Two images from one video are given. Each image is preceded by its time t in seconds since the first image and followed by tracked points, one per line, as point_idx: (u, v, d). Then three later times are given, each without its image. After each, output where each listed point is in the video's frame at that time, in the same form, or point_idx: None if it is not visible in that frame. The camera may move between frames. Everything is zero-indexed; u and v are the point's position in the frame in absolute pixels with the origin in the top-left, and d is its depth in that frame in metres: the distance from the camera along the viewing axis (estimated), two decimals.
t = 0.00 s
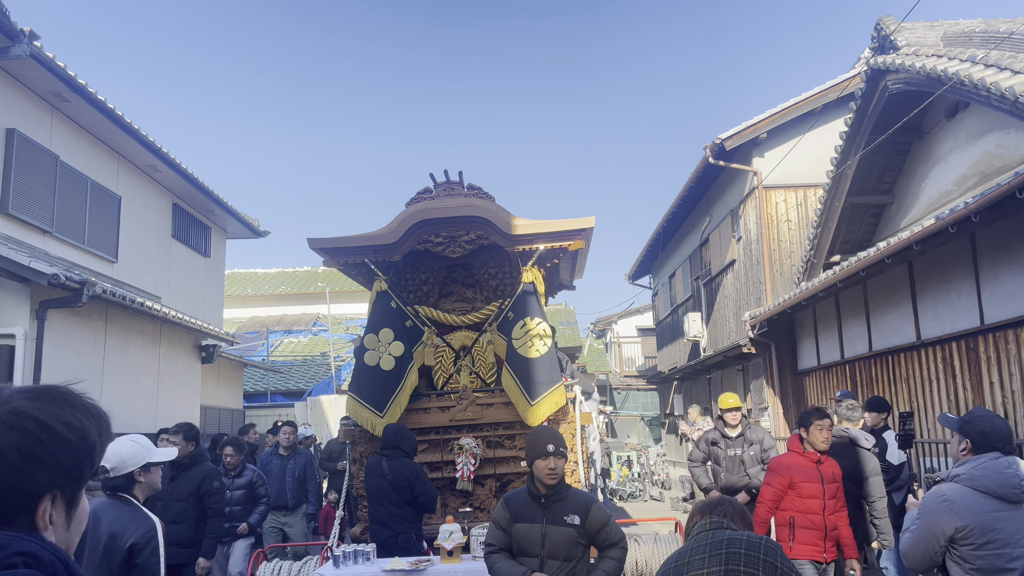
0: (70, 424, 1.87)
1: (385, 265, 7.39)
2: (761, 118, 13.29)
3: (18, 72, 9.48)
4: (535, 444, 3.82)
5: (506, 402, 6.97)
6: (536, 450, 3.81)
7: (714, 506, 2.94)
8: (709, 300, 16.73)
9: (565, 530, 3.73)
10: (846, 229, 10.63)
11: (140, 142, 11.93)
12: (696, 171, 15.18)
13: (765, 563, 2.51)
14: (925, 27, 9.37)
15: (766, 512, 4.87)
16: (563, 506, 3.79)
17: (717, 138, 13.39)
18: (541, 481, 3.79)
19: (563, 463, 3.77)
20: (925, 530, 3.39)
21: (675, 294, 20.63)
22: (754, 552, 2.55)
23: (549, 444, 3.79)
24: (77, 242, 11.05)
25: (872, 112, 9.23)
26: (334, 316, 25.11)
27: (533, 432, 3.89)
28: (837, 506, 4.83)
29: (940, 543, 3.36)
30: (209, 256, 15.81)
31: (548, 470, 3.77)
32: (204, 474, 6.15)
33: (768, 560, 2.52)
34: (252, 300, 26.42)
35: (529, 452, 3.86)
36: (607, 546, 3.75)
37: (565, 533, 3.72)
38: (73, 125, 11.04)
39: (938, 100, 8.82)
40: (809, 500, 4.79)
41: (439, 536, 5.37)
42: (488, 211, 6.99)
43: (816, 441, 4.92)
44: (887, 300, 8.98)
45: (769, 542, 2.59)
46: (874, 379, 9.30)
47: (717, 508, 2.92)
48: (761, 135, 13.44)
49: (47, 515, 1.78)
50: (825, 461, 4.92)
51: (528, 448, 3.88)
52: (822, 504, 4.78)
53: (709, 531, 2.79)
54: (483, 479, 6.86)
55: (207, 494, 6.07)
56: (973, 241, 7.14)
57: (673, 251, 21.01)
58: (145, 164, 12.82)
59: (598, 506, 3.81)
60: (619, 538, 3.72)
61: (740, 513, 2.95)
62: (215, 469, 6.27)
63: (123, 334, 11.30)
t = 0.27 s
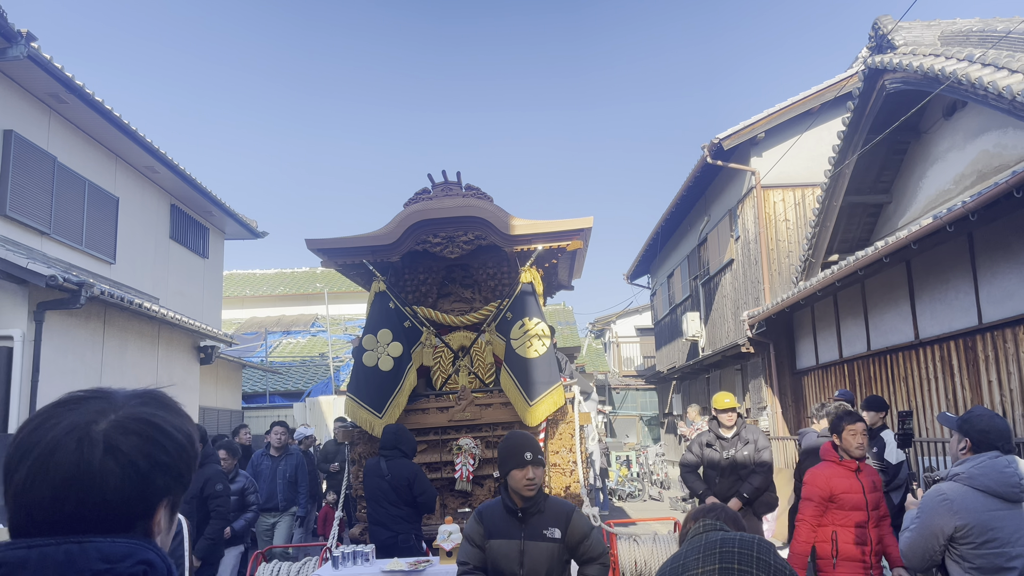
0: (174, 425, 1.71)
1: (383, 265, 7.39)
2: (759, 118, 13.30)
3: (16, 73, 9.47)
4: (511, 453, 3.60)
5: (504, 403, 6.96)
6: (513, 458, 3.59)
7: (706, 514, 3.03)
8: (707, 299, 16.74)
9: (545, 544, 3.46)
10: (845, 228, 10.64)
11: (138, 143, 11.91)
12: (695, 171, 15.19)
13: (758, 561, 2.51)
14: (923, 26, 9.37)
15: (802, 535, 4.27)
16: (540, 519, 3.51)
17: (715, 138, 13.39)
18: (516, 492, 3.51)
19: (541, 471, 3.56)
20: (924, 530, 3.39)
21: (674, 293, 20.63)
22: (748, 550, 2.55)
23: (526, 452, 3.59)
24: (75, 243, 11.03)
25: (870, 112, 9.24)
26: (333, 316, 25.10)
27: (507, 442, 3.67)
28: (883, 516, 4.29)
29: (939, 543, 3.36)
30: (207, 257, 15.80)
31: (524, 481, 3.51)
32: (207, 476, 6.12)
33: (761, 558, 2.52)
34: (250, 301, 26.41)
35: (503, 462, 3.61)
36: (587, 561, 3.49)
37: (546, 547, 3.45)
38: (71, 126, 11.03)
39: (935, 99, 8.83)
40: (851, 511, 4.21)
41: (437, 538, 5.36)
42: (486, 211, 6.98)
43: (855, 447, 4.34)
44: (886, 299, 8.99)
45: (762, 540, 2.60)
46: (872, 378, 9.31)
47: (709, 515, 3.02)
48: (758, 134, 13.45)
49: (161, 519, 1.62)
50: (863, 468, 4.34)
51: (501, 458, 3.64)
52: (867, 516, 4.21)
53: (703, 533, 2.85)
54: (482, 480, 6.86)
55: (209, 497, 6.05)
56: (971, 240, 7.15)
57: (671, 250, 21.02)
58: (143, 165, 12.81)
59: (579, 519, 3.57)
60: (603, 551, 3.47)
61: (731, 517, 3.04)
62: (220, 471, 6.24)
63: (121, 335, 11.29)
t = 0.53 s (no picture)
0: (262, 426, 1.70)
1: (380, 266, 7.38)
2: (756, 118, 13.31)
3: (12, 75, 9.46)
4: (480, 448, 3.55)
5: (502, 404, 6.94)
6: (482, 452, 3.54)
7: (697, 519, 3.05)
8: (705, 299, 16.75)
9: (520, 543, 3.42)
10: (842, 228, 10.64)
11: (134, 144, 11.89)
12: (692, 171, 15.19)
13: (752, 561, 2.52)
14: (919, 26, 9.38)
15: (849, 501, 4.99)
16: (512, 517, 3.48)
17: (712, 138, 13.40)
18: (486, 489, 3.46)
19: (512, 465, 3.52)
20: (920, 530, 3.41)
21: (672, 293, 20.62)
22: (741, 550, 2.56)
23: (494, 445, 3.55)
24: (72, 245, 11.02)
25: (867, 112, 9.25)
26: (330, 317, 25.08)
27: (472, 435, 3.62)
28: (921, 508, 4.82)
29: (935, 544, 3.37)
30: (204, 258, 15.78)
31: (494, 477, 3.47)
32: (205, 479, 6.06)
33: (755, 558, 2.53)
34: (247, 302, 26.38)
35: (470, 458, 3.55)
36: (560, 560, 3.48)
37: (523, 547, 3.41)
38: (67, 128, 11.01)
39: (932, 99, 8.83)
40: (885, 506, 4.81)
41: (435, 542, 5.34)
42: (483, 212, 6.98)
43: (891, 446, 4.59)
44: (883, 299, 9.00)
45: (755, 541, 2.61)
46: (870, 378, 9.32)
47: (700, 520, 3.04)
48: (755, 134, 13.46)
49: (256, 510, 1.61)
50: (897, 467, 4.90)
51: (467, 453, 3.58)
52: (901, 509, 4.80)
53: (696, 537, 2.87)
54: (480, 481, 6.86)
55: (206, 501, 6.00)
56: (968, 240, 7.16)
57: (668, 251, 21.03)
58: (139, 166, 12.80)
59: (551, 516, 3.54)
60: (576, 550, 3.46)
61: (725, 522, 3.06)
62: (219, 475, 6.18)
63: (118, 338, 11.27)
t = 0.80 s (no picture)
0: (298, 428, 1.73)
1: (376, 268, 7.37)
2: (752, 118, 13.32)
3: (7, 77, 9.44)
4: (480, 454, 3.45)
5: (499, 405, 6.91)
6: (479, 461, 3.42)
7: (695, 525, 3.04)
8: (703, 300, 16.75)
9: (512, 562, 3.26)
10: (839, 228, 10.64)
11: (131, 146, 11.87)
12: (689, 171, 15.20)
13: (748, 564, 2.52)
14: (916, 26, 9.38)
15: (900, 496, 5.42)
16: (506, 533, 3.33)
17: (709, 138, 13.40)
18: (481, 495, 3.32)
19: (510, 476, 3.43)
20: (916, 532, 3.39)
21: (670, 294, 20.62)
22: (737, 554, 2.56)
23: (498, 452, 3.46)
24: (68, 246, 10.99)
25: (863, 112, 9.25)
26: (328, 319, 25.04)
27: (471, 441, 3.52)
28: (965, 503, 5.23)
29: (930, 546, 3.36)
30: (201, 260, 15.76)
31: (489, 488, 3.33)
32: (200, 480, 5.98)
33: (751, 561, 2.52)
34: (245, 303, 26.34)
35: (468, 464, 3.44)
36: None
37: (515, 565, 3.25)
38: (63, 129, 10.99)
39: (928, 98, 8.84)
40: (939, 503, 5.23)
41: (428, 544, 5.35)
42: (480, 213, 6.97)
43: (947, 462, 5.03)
44: (880, 299, 9.00)
45: (752, 545, 2.61)
46: (867, 378, 9.32)
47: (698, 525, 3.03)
48: (753, 135, 13.46)
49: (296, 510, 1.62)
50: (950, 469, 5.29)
51: (465, 459, 3.46)
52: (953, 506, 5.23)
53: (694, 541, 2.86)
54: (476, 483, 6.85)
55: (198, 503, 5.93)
56: (964, 240, 7.16)
57: (666, 251, 21.04)
58: (136, 168, 12.77)
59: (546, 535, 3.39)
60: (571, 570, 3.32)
61: (724, 527, 3.06)
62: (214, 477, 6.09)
63: (114, 340, 11.24)
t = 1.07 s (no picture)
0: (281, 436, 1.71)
1: (373, 270, 7.36)
2: (750, 119, 13.31)
3: (4, 79, 9.43)
4: (508, 450, 3.09)
5: (496, 407, 6.92)
6: (503, 457, 3.08)
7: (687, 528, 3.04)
8: (701, 301, 16.73)
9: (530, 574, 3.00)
10: (837, 229, 10.63)
11: (128, 147, 11.86)
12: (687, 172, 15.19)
13: (740, 568, 2.51)
14: (913, 27, 9.37)
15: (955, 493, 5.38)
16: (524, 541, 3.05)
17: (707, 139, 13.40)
18: (505, 498, 2.99)
19: (538, 475, 3.12)
20: (909, 535, 3.39)
21: (668, 294, 20.60)
22: (730, 557, 2.55)
23: (526, 449, 3.12)
24: (65, 248, 10.98)
25: (860, 113, 9.24)
26: (327, 320, 25.03)
27: (496, 434, 3.15)
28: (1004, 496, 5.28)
29: (922, 548, 3.35)
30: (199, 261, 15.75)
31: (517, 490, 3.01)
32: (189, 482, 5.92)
33: (743, 564, 2.52)
34: (244, 305, 26.32)
35: (492, 460, 3.08)
36: None
37: None
38: (60, 131, 10.98)
39: (926, 99, 8.83)
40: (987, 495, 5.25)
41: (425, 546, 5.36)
42: (476, 214, 6.96)
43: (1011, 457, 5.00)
44: (878, 300, 8.99)
45: (745, 548, 2.60)
46: (865, 379, 9.30)
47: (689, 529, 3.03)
48: (751, 135, 13.45)
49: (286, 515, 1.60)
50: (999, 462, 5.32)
51: (489, 454, 3.09)
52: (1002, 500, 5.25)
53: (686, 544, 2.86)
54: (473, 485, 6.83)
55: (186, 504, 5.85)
56: (962, 240, 7.15)
57: (665, 251, 21.03)
58: (133, 169, 12.76)
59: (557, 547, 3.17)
60: None
61: (718, 530, 3.05)
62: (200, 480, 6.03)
63: (111, 342, 11.23)
